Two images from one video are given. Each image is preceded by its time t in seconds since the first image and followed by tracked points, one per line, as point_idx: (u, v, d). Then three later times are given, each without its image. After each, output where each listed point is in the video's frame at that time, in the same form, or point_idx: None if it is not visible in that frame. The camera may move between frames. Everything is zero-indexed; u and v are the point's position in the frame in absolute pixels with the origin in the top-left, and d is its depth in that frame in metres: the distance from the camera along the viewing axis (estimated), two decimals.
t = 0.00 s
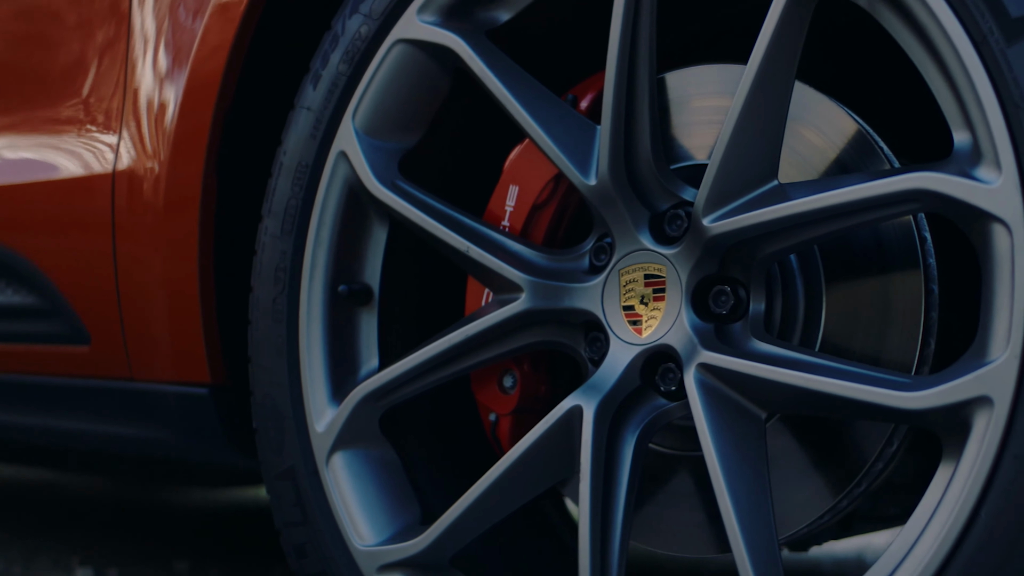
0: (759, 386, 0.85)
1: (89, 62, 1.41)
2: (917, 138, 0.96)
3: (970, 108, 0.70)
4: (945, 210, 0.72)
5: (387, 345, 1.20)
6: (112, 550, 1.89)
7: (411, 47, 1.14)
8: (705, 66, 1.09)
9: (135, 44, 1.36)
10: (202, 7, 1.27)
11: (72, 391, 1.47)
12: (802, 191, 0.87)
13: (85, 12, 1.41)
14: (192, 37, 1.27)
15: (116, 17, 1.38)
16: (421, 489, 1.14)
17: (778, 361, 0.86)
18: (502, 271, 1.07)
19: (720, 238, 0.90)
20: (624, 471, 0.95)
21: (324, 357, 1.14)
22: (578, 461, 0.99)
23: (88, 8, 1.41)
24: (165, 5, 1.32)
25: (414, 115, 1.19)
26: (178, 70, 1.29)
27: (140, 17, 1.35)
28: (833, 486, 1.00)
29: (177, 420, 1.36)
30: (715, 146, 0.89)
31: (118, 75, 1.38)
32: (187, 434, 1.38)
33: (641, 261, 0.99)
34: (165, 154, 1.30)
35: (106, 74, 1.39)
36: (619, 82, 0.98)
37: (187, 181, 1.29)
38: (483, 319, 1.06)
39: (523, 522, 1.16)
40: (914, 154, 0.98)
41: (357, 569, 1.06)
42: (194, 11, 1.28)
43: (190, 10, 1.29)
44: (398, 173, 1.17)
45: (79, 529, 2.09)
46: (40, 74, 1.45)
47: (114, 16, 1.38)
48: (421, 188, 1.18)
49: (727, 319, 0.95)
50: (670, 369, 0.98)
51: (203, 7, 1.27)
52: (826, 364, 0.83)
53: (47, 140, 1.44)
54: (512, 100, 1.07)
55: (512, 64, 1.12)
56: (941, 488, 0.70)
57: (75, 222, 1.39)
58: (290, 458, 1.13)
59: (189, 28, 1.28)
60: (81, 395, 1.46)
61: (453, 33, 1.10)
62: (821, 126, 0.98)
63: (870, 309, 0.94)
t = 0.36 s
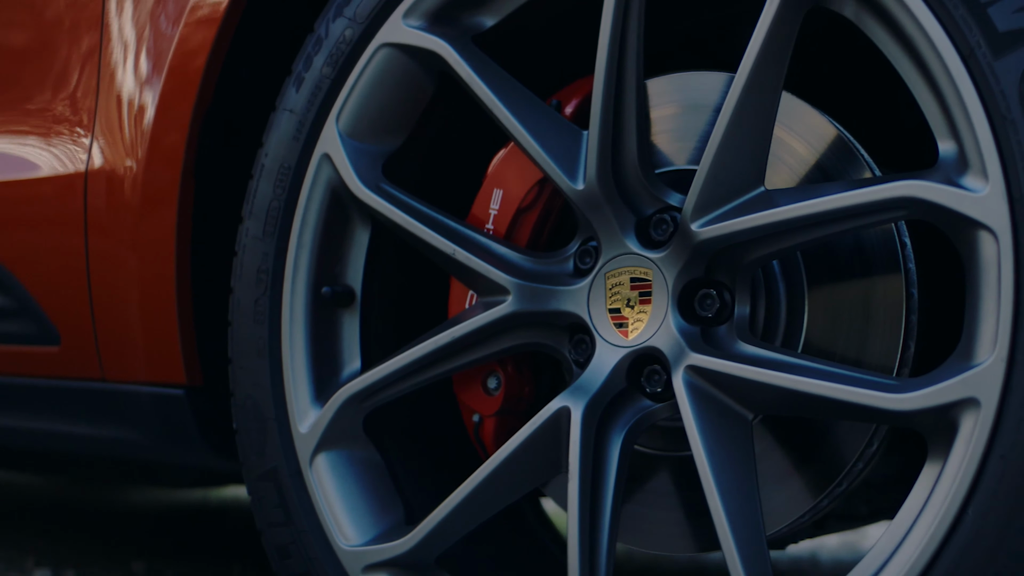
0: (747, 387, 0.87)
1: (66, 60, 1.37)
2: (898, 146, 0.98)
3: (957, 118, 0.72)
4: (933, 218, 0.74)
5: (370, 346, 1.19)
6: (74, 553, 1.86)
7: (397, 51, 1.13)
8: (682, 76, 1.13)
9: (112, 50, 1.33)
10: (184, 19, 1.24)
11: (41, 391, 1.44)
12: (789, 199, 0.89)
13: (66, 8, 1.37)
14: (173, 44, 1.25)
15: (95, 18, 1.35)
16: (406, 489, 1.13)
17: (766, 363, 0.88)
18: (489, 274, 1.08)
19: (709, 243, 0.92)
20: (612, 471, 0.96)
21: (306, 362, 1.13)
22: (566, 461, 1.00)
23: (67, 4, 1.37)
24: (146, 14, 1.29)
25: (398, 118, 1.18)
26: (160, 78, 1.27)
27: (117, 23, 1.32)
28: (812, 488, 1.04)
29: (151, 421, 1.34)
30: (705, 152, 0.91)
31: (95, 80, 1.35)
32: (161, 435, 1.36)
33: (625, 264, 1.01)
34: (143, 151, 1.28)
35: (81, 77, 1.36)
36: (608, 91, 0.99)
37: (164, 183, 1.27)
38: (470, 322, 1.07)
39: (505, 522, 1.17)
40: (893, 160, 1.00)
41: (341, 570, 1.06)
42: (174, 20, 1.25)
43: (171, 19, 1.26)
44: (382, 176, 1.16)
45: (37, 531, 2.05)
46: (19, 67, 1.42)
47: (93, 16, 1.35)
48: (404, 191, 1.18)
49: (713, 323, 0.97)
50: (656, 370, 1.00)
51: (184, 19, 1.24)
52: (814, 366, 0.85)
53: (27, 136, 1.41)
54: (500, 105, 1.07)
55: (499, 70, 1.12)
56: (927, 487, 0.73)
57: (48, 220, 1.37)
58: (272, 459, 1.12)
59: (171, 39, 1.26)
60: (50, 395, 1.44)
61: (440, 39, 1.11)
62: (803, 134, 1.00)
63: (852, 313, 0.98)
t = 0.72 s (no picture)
0: (734, 389, 0.89)
1: (47, 63, 1.36)
2: (875, 156, 1.01)
3: (942, 130, 0.75)
4: (918, 225, 0.76)
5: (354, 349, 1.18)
6: (40, 556, 1.83)
7: (383, 56, 1.13)
8: (658, 86, 1.17)
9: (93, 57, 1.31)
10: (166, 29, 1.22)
11: (14, 391, 1.42)
12: (775, 206, 0.91)
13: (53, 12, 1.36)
14: (155, 52, 1.23)
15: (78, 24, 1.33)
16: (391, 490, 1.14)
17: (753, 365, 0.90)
18: (475, 276, 1.09)
19: (697, 248, 0.94)
20: (599, 471, 0.98)
21: (291, 365, 1.12)
22: (553, 460, 1.01)
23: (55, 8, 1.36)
24: (129, 23, 1.27)
25: (384, 122, 1.17)
26: (141, 83, 1.25)
27: (98, 29, 1.31)
28: (791, 489, 1.08)
29: (127, 421, 1.33)
30: (693, 160, 0.94)
31: (75, 86, 1.33)
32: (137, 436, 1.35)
33: (611, 268, 1.02)
34: (122, 150, 1.26)
35: (60, 81, 1.35)
36: (597, 99, 1.01)
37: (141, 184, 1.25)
38: (456, 324, 1.07)
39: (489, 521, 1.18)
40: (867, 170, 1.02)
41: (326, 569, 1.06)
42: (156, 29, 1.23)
43: (153, 29, 1.24)
44: (366, 179, 1.16)
45: None
46: (4, 69, 1.40)
47: (76, 21, 1.33)
48: (389, 194, 1.18)
49: (699, 326, 0.99)
50: (641, 372, 1.02)
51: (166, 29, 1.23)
52: (800, 368, 0.87)
53: (8, 135, 1.40)
54: (487, 111, 1.08)
55: (485, 75, 1.12)
56: (912, 484, 0.75)
57: (24, 218, 1.35)
58: (256, 459, 1.12)
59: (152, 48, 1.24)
60: (23, 395, 1.42)
61: (427, 45, 1.10)
62: (781, 138, 1.03)
63: (833, 315, 1.01)
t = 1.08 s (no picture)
0: (721, 390, 0.92)
1: (35, 69, 1.34)
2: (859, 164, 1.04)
3: (926, 143, 0.78)
4: (903, 233, 0.79)
5: (340, 351, 1.19)
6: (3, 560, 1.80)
7: (370, 62, 1.13)
8: (635, 94, 1.21)
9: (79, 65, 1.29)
10: (152, 41, 1.21)
11: None
12: (762, 213, 0.94)
13: (42, 16, 1.34)
14: (140, 60, 1.22)
15: (65, 31, 1.31)
16: (377, 490, 1.14)
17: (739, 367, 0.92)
18: (462, 279, 1.10)
19: (685, 253, 0.96)
20: (587, 470, 1.00)
21: (276, 369, 1.12)
22: (541, 460, 1.02)
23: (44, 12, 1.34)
24: (116, 34, 1.25)
25: (370, 126, 1.17)
26: (122, 86, 1.23)
27: (85, 39, 1.29)
28: (771, 490, 1.11)
29: (104, 422, 1.32)
30: (681, 169, 0.96)
31: (60, 93, 1.31)
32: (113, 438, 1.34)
33: (598, 272, 1.04)
34: (104, 150, 1.25)
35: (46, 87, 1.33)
36: (586, 107, 1.03)
37: (122, 186, 1.24)
38: (444, 327, 1.08)
39: (472, 522, 1.19)
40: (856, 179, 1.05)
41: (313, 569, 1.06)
42: (142, 39, 1.22)
43: (137, 35, 1.22)
44: (353, 183, 1.16)
45: None
46: None
47: (63, 28, 1.32)
48: (375, 198, 1.18)
49: (685, 329, 1.02)
50: (626, 374, 1.04)
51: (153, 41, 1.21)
52: (785, 370, 0.90)
53: None
54: (476, 118, 1.09)
55: (472, 82, 1.13)
56: (896, 482, 0.78)
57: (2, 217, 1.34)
58: (241, 460, 1.12)
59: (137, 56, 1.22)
60: None
61: (415, 51, 1.10)
62: (761, 144, 1.06)
63: (815, 320, 1.05)
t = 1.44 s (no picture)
0: (709, 389, 0.95)
1: (22, 73, 1.32)
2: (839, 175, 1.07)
3: (909, 153, 0.81)
4: (887, 239, 0.82)
5: (327, 351, 1.19)
6: None
7: (359, 66, 1.12)
8: (612, 100, 1.23)
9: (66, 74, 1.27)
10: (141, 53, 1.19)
11: None
12: (748, 218, 0.97)
13: (31, 20, 1.32)
14: (128, 68, 1.21)
15: (51, 41, 1.29)
16: (365, 487, 1.15)
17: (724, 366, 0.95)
18: (451, 281, 1.11)
19: (673, 256, 0.99)
20: (576, 467, 1.02)
21: (264, 368, 1.12)
22: (529, 458, 1.04)
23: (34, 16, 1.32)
24: (105, 44, 1.23)
25: (358, 130, 1.17)
26: (104, 85, 1.22)
27: (71, 49, 1.27)
28: (750, 486, 1.14)
29: (84, 420, 1.31)
30: (669, 174, 0.99)
31: (45, 100, 1.29)
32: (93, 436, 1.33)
33: (585, 274, 1.06)
34: (85, 148, 1.24)
35: (31, 93, 1.31)
36: (575, 112, 1.05)
37: (102, 186, 1.23)
38: (433, 327, 1.10)
39: (458, 518, 1.20)
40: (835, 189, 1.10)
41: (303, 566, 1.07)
42: (131, 48, 1.20)
43: (121, 36, 1.21)
44: (342, 185, 1.16)
45: None
46: None
47: (50, 36, 1.29)
48: (364, 200, 1.19)
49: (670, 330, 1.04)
50: (613, 373, 1.06)
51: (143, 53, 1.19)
52: (770, 370, 0.93)
53: None
54: (465, 122, 1.10)
55: (461, 87, 1.14)
56: (879, 476, 0.82)
57: None
58: (229, 458, 1.12)
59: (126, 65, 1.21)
60: None
61: (405, 56, 1.10)
62: (742, 149, 1.10)
63: (795, 320, 1.11)
